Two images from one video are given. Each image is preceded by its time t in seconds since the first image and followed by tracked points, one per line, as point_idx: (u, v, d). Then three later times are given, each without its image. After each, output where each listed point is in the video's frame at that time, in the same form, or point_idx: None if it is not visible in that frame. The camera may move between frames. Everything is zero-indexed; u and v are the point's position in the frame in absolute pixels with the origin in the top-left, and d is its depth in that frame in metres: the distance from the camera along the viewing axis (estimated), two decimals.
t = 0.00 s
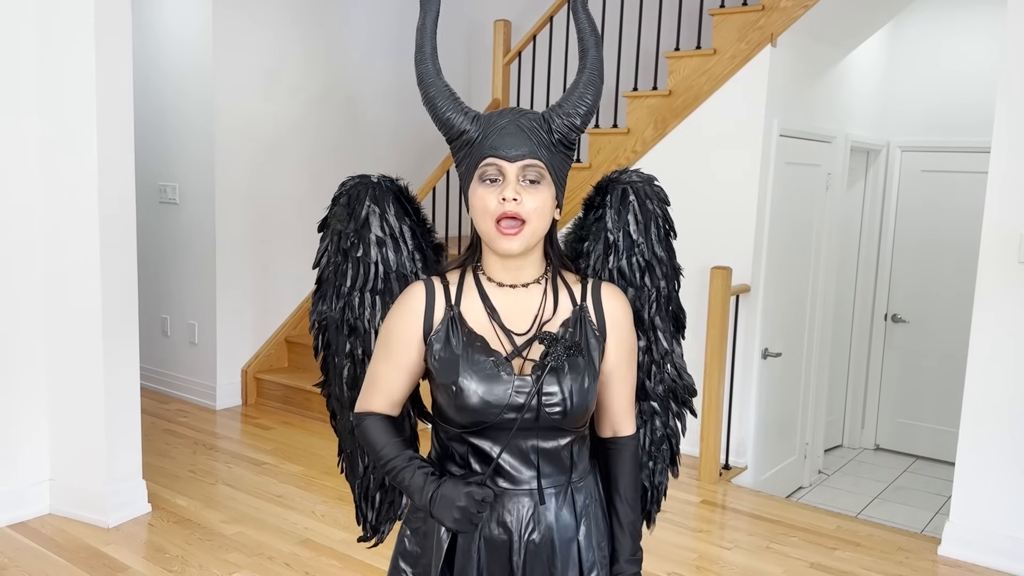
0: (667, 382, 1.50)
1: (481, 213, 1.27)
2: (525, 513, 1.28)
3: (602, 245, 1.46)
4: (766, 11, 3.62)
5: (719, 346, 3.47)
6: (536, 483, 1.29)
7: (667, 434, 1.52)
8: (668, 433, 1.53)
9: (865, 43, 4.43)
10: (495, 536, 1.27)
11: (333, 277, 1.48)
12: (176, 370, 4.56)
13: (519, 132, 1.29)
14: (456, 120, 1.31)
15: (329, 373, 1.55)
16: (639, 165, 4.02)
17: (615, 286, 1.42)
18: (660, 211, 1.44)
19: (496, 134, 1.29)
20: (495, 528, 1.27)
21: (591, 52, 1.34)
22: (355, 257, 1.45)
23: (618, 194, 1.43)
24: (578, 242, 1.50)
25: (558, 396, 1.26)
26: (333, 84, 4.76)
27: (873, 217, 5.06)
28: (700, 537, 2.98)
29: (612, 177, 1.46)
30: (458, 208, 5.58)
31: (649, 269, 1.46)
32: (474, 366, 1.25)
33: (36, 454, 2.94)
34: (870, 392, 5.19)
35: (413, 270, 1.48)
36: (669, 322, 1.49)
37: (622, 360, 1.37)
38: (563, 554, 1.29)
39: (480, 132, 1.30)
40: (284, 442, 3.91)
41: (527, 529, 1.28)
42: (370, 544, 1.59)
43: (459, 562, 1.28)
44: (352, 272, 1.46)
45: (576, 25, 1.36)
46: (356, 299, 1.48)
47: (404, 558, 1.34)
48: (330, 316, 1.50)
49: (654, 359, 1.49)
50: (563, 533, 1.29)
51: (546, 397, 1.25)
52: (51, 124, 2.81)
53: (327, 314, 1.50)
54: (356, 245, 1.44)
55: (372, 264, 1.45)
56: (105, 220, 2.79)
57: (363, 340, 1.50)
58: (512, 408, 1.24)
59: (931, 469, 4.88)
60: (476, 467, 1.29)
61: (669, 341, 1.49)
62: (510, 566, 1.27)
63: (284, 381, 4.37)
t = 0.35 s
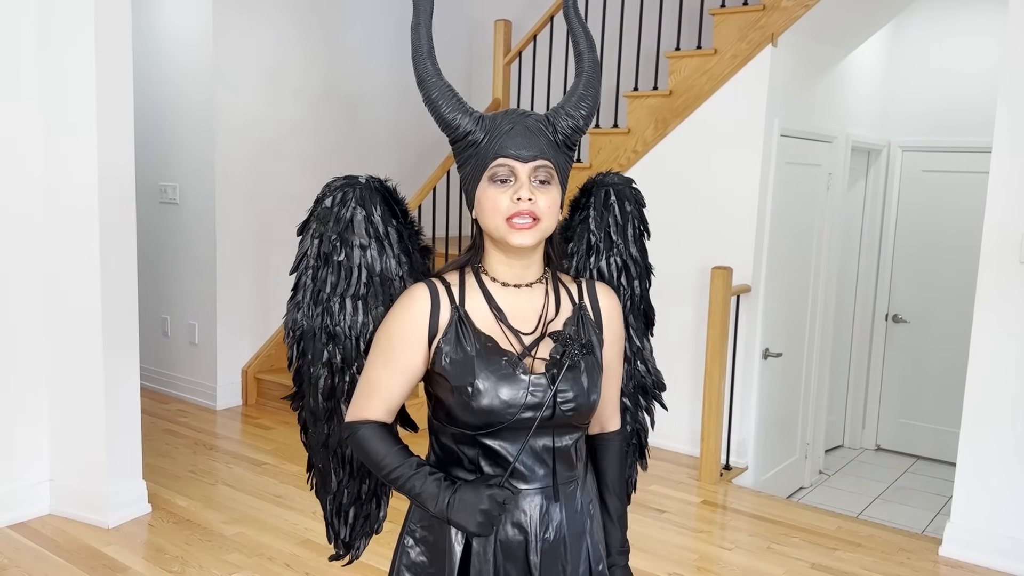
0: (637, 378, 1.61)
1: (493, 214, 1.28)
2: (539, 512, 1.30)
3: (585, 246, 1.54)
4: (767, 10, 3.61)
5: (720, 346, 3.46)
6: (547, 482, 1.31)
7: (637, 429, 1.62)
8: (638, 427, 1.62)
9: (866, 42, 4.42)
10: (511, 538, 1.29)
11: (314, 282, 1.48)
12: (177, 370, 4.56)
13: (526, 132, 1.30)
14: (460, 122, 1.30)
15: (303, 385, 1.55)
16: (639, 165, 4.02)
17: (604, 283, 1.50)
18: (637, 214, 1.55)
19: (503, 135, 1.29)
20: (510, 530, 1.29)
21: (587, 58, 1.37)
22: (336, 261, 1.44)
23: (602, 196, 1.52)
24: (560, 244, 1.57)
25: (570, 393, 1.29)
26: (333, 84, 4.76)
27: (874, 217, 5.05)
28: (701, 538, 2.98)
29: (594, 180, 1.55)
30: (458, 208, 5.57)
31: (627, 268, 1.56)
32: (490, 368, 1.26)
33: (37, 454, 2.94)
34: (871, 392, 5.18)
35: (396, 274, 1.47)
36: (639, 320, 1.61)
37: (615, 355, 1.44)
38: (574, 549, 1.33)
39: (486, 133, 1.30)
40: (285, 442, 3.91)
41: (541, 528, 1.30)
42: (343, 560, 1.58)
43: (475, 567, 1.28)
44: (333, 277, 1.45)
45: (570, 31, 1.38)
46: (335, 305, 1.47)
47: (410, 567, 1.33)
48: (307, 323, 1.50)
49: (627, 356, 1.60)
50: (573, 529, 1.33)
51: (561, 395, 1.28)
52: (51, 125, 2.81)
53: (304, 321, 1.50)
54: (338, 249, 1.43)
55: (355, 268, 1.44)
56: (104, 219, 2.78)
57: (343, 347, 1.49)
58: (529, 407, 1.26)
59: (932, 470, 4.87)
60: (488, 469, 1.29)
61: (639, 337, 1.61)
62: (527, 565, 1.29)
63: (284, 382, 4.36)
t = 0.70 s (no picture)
0: (626, 382, 1.62)
1: (501, 219, 1.28)
2: (544, 511, 1.30)
3: (580, 249, 1.55)
4: (768, 10, 3.61)
5: (721, 346, 3.46)
6: (552, 481, 1.32)
7: (625, 431, 1.64)
8: (625, 431, 1.64)
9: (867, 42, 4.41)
10: (517, 537, 1.28)
11: (313, 282, 1.47)
12: (177, 370, 4.56)
13: (531, 136, 1.30)
14: (465, 126, 1.30)
15: (298, 387, 1.53)
16: (640, 165, 4.02)
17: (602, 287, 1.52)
18: (630, 219, 1.56)
19: (508, 139, 1.29)
20: (517, 529, 1.28)
21: (589, 58, 1.37)
22: (336, 261, 1.44)
23: (598, 201, 1.53)
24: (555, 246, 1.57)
25: (576, 391, 1.30)
26: (334, 84, 4.76)
27: (875, 217, 5.04)
28: (701, 538, 2.97)
29: (592, 184, 1.55)
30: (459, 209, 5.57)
31: (620, 273, 1.57)
32: (499, 365, 1.26)
33: (37, 454, 2.94)
34: (872, 392, 5.18)
35: (396, 274, 1.47)
36: (630, 323, 1.62)
37: (611, 357, 1.46)
38: (578, 547, 1.33)
39: (491, 137, 1.30)
40: (285, 442, 3.91)
41: (547, 526, 1.30)
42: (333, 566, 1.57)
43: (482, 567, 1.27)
44: (333, 276, 1.45)
45: (572, 30, 1.38)
46: (334, 306, 1.46)
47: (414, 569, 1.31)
48: (304, 324, 1.48)
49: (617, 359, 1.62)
50: (576, 528, 1.34)
51: (567, 392, 1.29)
52: (51, 125, 2.81)
53: (300, 322, 1.48)
54: (339, 248, 1.43)
55: (355, 268, 1.44)
56: (104, 219, 2.78)
57: (340, 348, 1.49)
58: (537, 405, 1.27)
59: (933, 470, 4.87)
60: (493, 468, 1.29)
61: (630, 340, 1.63)
62: (533, 564, 1.29)
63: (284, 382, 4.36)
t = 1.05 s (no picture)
0: (641, 384, 1.60)
1: (503, 222, 1.29)
2: (537, 506, 1.30)
3: (591, 249, 1.55)
4: (769, 10, 3.60)
5: (722, 346, 3.46)
6: (546, 477, 1.31)
7: (638, 434, 1.63)
8: (640, 434, 1.63)
9: (868, 43, 4.42)
10: (508, 532, 1.29)
11: (324, 275, 1.48)
12: (179, 370, 4.57)
13: (534, 137, 1.30)
14: (469, 125, 1.30)
15: (310, 377, 1.54)
16: (641, 165, 4.02)
17: (609, 285, 1.52)
18: (644, 219, 1.55)
19: (512, 140, 1.29)
20: (509, 523, 1.29)
21: (592, 52, 1.36)
22: (347, 255, 1.44)
23: (610, 200, 1.53)
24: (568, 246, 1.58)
25: (575, 388, 1.29)
26: (336, 84, 4.76)
27: (876, 218, 5.04)
28: (703, 537, 2.98)
29: (604, 184, 1.55)
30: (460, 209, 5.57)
31: (632, 273, 1.57)
32: (495, 359, 1.26)
33: (39, 454, 2.95)
34: (873, 392, 5.18)
35: (406, 269, 1.48)
36: (644, 325, 1.61)
37: (615, 357, 1.46)
38: (572, 545, 1.33)
39: (494, 137, 1.30)
40: (287, 442, 3.91)
41: (539, 522, 1.30)
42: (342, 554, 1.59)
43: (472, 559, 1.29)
44: (344, 270, 1.45)
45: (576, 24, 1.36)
46: (344, 298, 1.47)
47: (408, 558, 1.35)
48: (316, 315, 1.50)
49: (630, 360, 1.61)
50: (571, 526, 1.33)
51: (565, 388, 1.28)
52: (52, 126, 2.81)
53: (312, 313, 1.50)
54: (350, 242, 1.44)
55: (365, 262, 1.45)
56: (106, 219, 2.79)
57: (351, 340, 1.49)
58: (533, 400, 1.27)
59: (934, 470, 4.87)
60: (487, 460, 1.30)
61: (644, 343, 1.61)
62: (524, 559, 1.29)
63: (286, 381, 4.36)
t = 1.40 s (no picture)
0: (646, 384, 1.59)
1: (481, 226, 1.30)
2: (508, 502, 1.31)
3: (591, 247, 1.53)
4: (770, 10, 3.60)
5: (724, 346, 3.46)
6: (519, 474, 1.32)
7: (643, 434, 1.62)
8: (645, 433, 1.62)
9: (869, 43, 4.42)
10: (477, 525, 1.30)
11: (324, 266, 1.49)
12: (181, 370, 4.57)
13: (517, 143, 1.30)
14: (453, 125, 1.30)
15: (312, 362, 1.55)
16: (643, 165, 4.02)
17: (601, 283, 1.48)
18: (646, 216, 1.52)
19: (494, 144, 1.29)
20: (477, 517, 1.30)
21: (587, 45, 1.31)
22: (346, 248, 1.45)
23: (609, 197, 1.51)
24: (567, 244, 1.57)
25: (544, 387, 1.28)
26: (338, 84, 4.76)
27: (878, 218, 5.04)
28: (705, 537, 2.98)
29: (603, 181, 1.53)
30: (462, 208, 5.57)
31: (634, 271, 1.54)
32: (463, 355, 1.28)
33: (42, 454, 2.95)
34: (875, 392, 5.17)
35: (403, 263, 1.48)
36: (649, 324, 1.58)
37: (607, 356, 1.43)
38: (542, 543, 1.33)
39: (479, 139, 1.30)
40: (289, 441, 3.91)
41: (508, 519, 1.31)
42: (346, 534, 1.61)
43: (440, 550, 1.32)
44: (343, 263, 1.47)
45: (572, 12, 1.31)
46: (344, 290, 1.48)
47: (387, 546, 1.36)
48: (317, 305, 1.50)
49: (635, 360, 1.58)
50: (543, 524, 1.33)
51: (532, 386, 1.28)
52: (55, 126, 2.82)
53: (314, 302, 1.50)
54: (348, 236, 1.45)
55: (363, 256, 1.46)
56: (110, 219, 2.79)
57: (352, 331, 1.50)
58: (499, 397, 1.27)
59: (936, 470, 4.86)
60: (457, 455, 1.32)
61: (649, 342, 1.58)
62: (491, 554, 1.31)
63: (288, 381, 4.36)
